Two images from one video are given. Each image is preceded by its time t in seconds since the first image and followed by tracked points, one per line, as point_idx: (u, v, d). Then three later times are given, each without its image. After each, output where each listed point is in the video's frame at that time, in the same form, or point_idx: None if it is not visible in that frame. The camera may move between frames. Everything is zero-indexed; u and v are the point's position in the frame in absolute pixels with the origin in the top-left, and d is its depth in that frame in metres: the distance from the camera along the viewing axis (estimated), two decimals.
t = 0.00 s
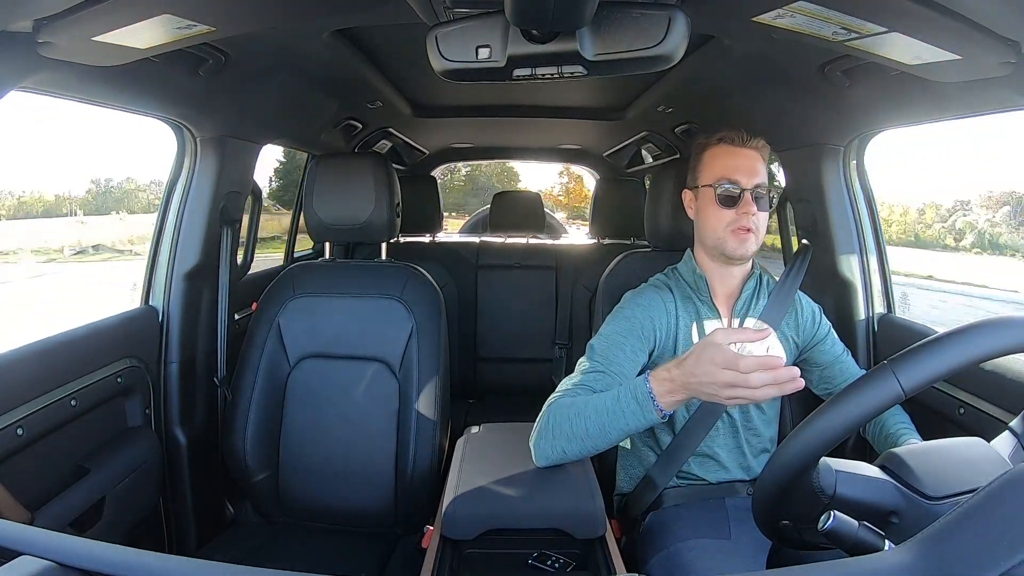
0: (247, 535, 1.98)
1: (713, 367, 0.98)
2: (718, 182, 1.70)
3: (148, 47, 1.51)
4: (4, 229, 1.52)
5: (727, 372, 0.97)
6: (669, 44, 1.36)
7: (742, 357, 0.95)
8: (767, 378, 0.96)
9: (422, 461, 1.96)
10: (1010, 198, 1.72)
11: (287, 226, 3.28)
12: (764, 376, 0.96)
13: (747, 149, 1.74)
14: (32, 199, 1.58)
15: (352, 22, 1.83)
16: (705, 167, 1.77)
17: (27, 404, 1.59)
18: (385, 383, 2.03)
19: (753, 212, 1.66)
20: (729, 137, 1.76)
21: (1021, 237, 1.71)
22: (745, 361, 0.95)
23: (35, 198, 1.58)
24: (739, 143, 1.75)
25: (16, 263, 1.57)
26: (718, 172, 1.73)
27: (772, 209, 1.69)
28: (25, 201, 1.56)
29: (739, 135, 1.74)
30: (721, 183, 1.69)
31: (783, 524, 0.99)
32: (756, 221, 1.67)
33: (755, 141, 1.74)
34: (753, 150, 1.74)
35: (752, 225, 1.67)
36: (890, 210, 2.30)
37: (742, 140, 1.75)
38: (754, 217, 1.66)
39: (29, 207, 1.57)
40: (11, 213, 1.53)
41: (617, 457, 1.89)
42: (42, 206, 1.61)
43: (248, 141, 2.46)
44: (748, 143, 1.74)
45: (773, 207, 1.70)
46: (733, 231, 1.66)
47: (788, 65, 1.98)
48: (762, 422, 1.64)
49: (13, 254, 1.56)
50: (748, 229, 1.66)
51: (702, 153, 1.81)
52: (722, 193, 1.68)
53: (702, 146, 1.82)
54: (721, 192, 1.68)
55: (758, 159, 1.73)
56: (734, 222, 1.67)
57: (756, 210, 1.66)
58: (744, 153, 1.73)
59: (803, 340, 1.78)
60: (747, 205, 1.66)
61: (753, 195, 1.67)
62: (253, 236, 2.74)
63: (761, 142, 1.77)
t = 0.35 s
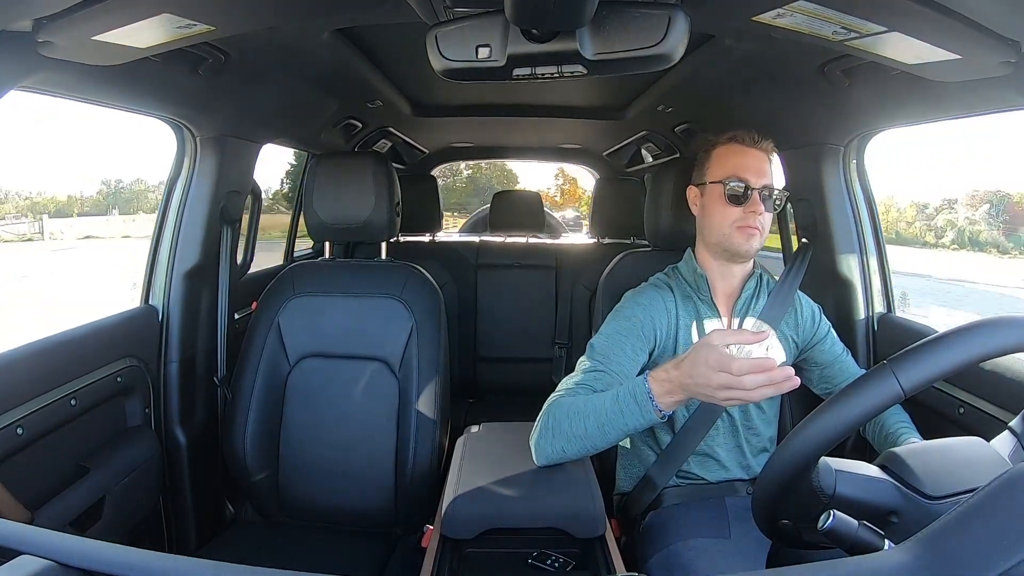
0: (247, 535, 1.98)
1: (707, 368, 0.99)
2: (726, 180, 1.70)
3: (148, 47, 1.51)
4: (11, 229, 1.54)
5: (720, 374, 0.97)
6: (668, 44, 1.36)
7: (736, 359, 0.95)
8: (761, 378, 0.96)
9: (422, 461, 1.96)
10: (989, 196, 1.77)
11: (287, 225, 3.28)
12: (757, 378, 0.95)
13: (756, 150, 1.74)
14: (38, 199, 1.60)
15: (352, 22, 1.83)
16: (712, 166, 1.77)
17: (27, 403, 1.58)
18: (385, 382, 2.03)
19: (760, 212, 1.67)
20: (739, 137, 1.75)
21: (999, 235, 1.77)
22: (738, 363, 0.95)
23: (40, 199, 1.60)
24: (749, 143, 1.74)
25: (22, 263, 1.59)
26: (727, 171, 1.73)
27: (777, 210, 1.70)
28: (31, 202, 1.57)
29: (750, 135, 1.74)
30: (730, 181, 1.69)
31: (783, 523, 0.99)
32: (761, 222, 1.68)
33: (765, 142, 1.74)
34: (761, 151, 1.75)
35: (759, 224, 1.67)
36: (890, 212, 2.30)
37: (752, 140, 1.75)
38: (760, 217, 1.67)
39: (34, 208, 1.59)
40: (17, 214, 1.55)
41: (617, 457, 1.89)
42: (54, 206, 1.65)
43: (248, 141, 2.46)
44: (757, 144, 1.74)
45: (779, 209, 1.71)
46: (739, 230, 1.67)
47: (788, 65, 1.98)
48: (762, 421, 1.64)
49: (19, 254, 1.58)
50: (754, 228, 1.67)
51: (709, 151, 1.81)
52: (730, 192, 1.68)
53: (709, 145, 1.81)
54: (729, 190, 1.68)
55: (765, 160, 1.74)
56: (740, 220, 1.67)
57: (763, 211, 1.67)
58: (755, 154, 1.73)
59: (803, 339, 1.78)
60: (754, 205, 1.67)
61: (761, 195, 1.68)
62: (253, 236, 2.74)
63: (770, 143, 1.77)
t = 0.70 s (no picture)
0: (247, 536, 1.98)
1: (710, 371, 0.99)
2: (727, 182, 1.70)
3: (148, 47, 1.51)
4: (14, 230, 1.55)
5: (724, 379, 0.97)
6: (667, 45, 1.36)
7: (740, 365, 0.95)
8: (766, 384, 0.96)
9: (422, 461, 1.96)
10: (974, 195, 1.80)
11: (287, 227, 3.28)
12: (762, 384, 0.96)
13: (756, 151, 1.74)
14: (40, 199, 1.60)
15: (352, 23, 1.83)
16: (711, 168, 1.76)
17: (27, 405, 1.58)
18: (385, 383, 2.03)
19: (760, 214, 1.67)
20: (739, 138, 1.75)
21: (979, 232, 1.81)
22: (742, 369, 0.95)
23: (43, 199, 1.60)
24: (749, 145, 1.73)
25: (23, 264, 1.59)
26: (727, 172, 1.73)
27: (777, 211, 1.70)
28: (34, 204, 1.58)
29: (750, 137, 1.73)
30: (730, 183, 1.68)
31: (783, 524, 0.99)
32: (761, 223, 1.67)
33: (765, 144, 1.74)
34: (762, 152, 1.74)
35: (759, 226, 1.67)
36: (890, 212, 2.30)
37: (752, 143, 1.74)
38: (760, 219, 1.67)
39: (36, 208, 1.59)
40: (19, 215, 1.55)
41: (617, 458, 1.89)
42: (55, 206, 1.65)
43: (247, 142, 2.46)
44: (757, 145, 1.74)
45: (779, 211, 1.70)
46: (739, 231, 1.67)
47: (788, 65, 1.97)
48: (762, 422, 1.64)
49: (20, 255, 1.58)
50: (754, 230, 1.67)
51: (709, 153, 1.80)
52: (730, 194, 1.68)
53: (709, 147, 1.81)
54: (729, 193, 1.68)
55: (766, 162, 1.74)
56: (741, 222, 1.67)
57: (763, 213, 1.67)
58: (755, 156, 1.72)
59: (803, 340, 1.78)
60: (755, 208, 1.67)
61: (761, 197, 1.67)
62: (253, 237, 2.74)
63: (770, 145, 1.77)
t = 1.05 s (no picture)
0: (247, 536, 1.98)
1: (710, 368, 0.99)
2: (724, 181, 1.70)
3: (148, 47, 1.51)
4: (16, 230, 1.55)
5: (723, 374, 0.97)
6: (668, 44, 1.36)
7: (739, 360, 0.96)
8: (766, 379, 0.96)
9: (421, 461, 1.96)
10: (960, 195, 1.86)
11: (286, 227, 3.28)
12: (761, 378, 0.95)
13: (753, 149, 1.74)
14: (41, 199, 1.60)
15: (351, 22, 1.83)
16: (710, 167, 1.77)
17: (27, 405, 1.59)
18: (385, 383, 2.03)
19: (759, 212, 1.67)
20: (736, 137, 1.75)
21: (978, 232, 1.81)
22: (741, 364, 0.95)
23: (44, 199, 1.61)
24: (745, 143, 1.74)
25: (23, 263, 1.59)
26: (724, 171, 1.73)
27: (776, 210, 1.70)
28: (36, 203, 1.59)
29: (747, 135, 1.73)
30: (728, 182, 1.69)
31: (782, 523, 0.99)
32: (760, 222, 1.68)
33: (762, 142, 1.74)
34: (759, 150, 1.75)
35: (757, 224, 1.67)
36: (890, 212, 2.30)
37: (748, 140, 1.75)
38: (758, 217, 1.67)
39: (38, 208, 1.60)
40: (19, 215, 1.55)
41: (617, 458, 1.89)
42: (56, 207, 1.65)
43: (247, 141, 2.47)
44: (754, 143, 1.74)
45: (778, 209, 1.71)
46: (738, 230, 1.67)
47: (787, 65, 1.98)
48: (762, 421, 1.64)
49: (21, 255, 1.58)
50: (753, 228, 1.67)
51: (707, 152, 1.81)
52: (728, 192, 1.68)
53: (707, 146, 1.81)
54: (727, 191, 1.68)
55: (764, 160, 1.74)
56: (739, 221, 1.67)
57: (761, 211, 1.67)
58: (753, 153, 1.72)
59: (803, 339, 1.78)
60: (753, 206, 1.67)
61: (760, 195, 1.67)
62: (253, 237, 2.75)
63: (767, 143, 1.77)
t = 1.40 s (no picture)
0: (246, 536, 1.98)
1: (706, 363, 0.99)
2: (723, 179, 1.70)
3: (146, 47, 1.51)
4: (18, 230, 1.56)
5: (719, 369, 0.97)
6: (667, 42, 1.36)
7: (735, 354, 0.96)
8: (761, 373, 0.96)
9: (421, 460, 1.96)
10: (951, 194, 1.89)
11: (285, 226, 3.28)
12: (757, 372, 0.95)
13: (751, 148, 1.74)
14: (42, 199, 1.61)
15: (351, 22, 1.83)
16: (708, 166, 1.76)
17: (26, 404, 1.59)
18: (384, 382, 2.03)
19: (757, 210, 1.67)
20: (735, 136, 1.75)
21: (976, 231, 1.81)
22: (737, 358, 0.95)
23: (45, 200, 1.61)
24: (743, 142, 1.74)
25: (24, 262, 1.59)
26: (721, 169, 1.73)
27: (775, 209, 1.70)
28: (37, 203, 1.59)
29: (745, 134, 1.73)
30: (726, 180, 1.69)
31: (782, 522, 0.99)
32: (759, 220, 1.67)
33: (760, 140, 1.74)
34: (757, 149, 1.75)
35: (756, 223, 1.67)
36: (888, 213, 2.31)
37: (746, 139, 1.75)
38: (757, 216, 1.67)
39: (39, 208, 1.60)
40: (19, 214, 1.55)
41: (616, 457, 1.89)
42: (57, 207, 1.66)
43: (246, 140, 2.47)
44: (752, 142, 1.74)
45: (777, 207, 1.71)
46: (736, 229, 1.67)
47: (786, 65, 1.98)
48: (762, 418, 1.65)
49: (21, 254, 1.58)
50: (751, 227, 1.67)
51: (705, 151, 1.80)
52: (727, 191, 1.68)
53: (706, 145, 1.81)
54: (726, 190, 1.68)
55: (762, 158, 1.74)
56: (738, 220, 1.67)
57: (760, 210, 1.67)
58: (751, 152, 1.72)
59: (803, 338, 1.78)
60: (752, 204, 1.67)
61: (758, 194, 1.67)
62: (252, 236, 2.75)
63: (765, 141, 1.77)
